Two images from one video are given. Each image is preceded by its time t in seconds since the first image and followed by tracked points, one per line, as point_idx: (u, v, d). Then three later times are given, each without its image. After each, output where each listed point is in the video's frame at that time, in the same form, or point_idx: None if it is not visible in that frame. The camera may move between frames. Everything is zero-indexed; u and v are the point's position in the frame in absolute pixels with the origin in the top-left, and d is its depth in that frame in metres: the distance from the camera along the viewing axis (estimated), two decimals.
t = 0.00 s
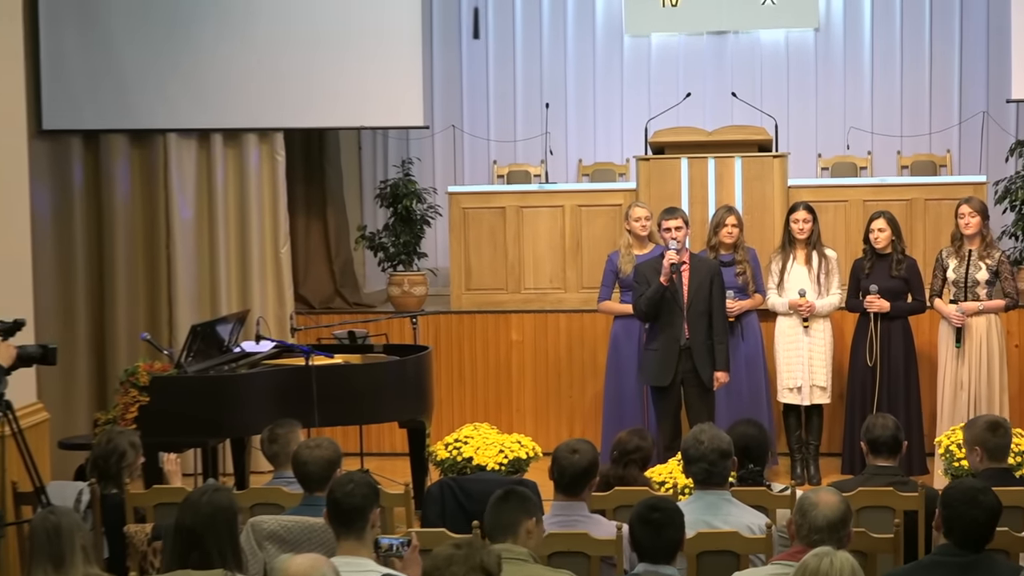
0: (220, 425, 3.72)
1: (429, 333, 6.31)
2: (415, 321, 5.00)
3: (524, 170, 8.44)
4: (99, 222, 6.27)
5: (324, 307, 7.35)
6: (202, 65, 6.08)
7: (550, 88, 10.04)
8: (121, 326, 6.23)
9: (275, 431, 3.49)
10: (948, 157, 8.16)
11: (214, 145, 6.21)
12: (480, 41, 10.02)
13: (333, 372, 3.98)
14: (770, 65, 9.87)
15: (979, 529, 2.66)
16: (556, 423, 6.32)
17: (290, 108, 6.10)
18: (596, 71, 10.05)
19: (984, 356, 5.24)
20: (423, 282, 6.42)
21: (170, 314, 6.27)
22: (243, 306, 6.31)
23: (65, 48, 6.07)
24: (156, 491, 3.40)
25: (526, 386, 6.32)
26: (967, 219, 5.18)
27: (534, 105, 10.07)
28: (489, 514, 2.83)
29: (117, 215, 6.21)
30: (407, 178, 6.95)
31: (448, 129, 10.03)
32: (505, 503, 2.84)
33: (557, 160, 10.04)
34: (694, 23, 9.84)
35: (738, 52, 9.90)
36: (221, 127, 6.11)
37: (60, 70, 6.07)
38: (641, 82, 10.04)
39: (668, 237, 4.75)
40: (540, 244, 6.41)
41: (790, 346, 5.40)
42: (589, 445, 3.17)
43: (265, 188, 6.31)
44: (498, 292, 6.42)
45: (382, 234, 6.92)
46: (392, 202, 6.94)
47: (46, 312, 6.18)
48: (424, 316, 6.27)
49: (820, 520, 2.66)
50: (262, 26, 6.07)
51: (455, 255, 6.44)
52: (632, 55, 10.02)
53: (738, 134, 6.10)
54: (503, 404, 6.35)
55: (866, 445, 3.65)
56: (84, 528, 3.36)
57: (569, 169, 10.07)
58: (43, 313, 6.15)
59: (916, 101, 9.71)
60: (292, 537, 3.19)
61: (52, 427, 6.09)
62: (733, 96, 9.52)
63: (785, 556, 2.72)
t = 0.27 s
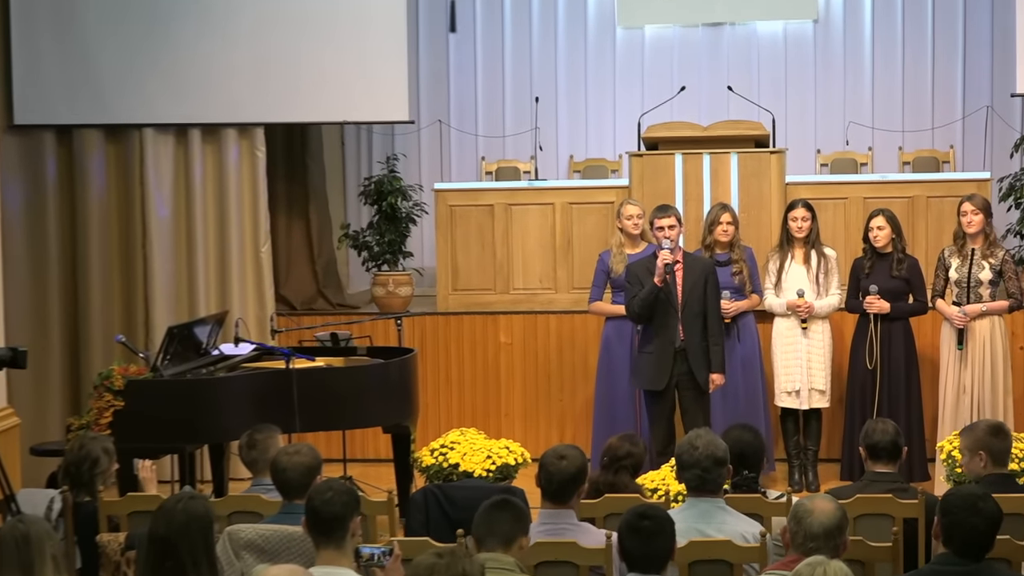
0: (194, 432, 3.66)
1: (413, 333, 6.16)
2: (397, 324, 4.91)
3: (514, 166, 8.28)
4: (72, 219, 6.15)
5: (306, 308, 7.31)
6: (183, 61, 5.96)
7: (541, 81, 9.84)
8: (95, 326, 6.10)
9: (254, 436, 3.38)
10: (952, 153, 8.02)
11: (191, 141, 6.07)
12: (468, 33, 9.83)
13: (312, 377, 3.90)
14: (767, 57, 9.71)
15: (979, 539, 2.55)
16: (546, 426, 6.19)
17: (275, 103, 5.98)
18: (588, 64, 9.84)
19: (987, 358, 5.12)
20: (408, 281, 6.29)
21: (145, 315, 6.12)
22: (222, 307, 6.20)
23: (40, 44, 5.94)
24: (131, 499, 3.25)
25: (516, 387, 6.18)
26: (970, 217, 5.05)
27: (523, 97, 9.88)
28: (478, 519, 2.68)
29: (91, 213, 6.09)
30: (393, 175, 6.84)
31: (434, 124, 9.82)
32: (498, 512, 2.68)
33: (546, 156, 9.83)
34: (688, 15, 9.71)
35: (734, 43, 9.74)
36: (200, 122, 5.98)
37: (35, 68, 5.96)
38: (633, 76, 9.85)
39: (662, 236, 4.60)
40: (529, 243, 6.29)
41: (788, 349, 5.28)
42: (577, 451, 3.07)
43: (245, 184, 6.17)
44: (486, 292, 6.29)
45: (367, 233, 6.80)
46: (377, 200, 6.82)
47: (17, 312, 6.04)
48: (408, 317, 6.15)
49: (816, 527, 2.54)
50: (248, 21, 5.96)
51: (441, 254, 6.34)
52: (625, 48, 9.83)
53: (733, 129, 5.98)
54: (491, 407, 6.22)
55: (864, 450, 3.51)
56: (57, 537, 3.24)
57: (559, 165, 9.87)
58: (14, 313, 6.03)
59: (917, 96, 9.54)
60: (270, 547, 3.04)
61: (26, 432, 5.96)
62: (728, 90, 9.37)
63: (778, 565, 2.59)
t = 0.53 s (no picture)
0: (167, 436, 3.59)
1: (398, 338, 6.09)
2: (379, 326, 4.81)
3: (499, 163, 8.10)
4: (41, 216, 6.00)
5: (283, 308, 7.18)
6: (160, 57, 5.86)
7: (528, 75, 9.56)
8: (65, 327, 5.94)
9: (228, 442, 3.25)
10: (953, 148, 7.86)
11: (165, 135, 5.94)
12: (453, 25, 9.55)
13: (291, 381, 3.79)
14: (761, 49, 9.42)
15: (976, 547, 2.44)
16: (533, 431, 6.09)
17: (258, 97, 5.85)
18: (577, 57, 9.56)
19: (988, 361, 5.01)
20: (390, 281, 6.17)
21: (117, 318, 5.96)
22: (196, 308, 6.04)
23: (9, 42, 5.84)
24: (100, 508, 3.13)
25: (503, 393, 6.08)
26: (971, 215, 4.92)
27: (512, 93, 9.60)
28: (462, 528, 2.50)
29: (61, 211, 5.93)
30: (373, 171, 6.67)
31: (417, 118, 9.56)
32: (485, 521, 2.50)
33: (534, 151, 9.53)
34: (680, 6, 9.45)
35: (728, 35, 9.44)
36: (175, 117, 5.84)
37: (6, 64, 5.85)
38: (622, 67, 9.54)
39: (651, 235, 4.46)
40: (516, 242, 6.16)
41: (784, 351, 5.16)
42: (562, 456, 2.95)
43: (220, 179, 6.02)
44: (472, 292, 6.17)
45: (348, 231, 6.64)
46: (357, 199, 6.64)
47: None
48: (392, 318, 6.04)
49: (808, 535, 2.42)
50: (231, 15, 5.85)
51: (424, 254, 6.18)
52: (614, 39, 9.54)
53: (727, 123, 5.87)
54: (477, 412, 6.11)
55: (861, 457, 3.38)
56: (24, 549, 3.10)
57: (547, 160, 9.57)
58: None
59: (916, 87, 9.28)
60: (245, 557, 2.91)
61: None
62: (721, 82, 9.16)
63: None
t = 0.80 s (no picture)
0: (141, 442, 3.48)
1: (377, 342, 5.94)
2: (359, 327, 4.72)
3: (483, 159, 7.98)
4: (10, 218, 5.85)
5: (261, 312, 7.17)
6: (135, 52, 5.74)
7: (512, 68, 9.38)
8: (33, 330, 5.80)
9: (201, 448, 3.14)
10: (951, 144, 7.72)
11: (137, 130, 5.78)
12: (436, 15, 9.37)
13: (268, 387, 3.71)
14: (755, 41, 9.24)
15: (971, 557, 2.33)
16: (519, 438, 5.94)
17: (240, 92, 5.73)
18: (564, 49, 9.39)
19: (988, 363, 4.90)
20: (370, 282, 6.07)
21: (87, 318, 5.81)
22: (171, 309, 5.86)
23: None
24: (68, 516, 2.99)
25: (489, 398, 5.94)
26: (970, 213, 4.81)
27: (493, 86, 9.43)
28: (435, 535, 2.39)
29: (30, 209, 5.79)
30: (354, 170, 6.51)
31: (399, 113, 9.39)
32: (460, 531, 2.38)
33: (518, 147, 9.39)
34: None
35: (720, 27, 9.27)
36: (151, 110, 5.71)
37: None
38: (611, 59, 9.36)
39: (639, 233, 4.36)
40: (497, 242, 6.07)
41: (778, 354, 5.04)
42: (546, 462, 2.83)
43: (195, 175, 5.85)
44: (453, 293, 6.08)
45: (328, 230, 6.51)
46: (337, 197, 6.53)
47: None
48: (374, 321, 5.91)
49: (798, 543, 2.31)
50: (212, 10, 5.74)
51: (404, 254, 6.10)
52: (603, 31, 9.36)
53: (719, 119, 5.75)
54: (461, 418, 5.97)
55: (855, 463, 3.26)
56: None
57: (532, 155, 9.42)
58: None
59: (914, 81, 9.11)
60: (217, 568, 2.75)
61: None
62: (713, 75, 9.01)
63: None
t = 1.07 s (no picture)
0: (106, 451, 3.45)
1: (352, 343, 5.83)
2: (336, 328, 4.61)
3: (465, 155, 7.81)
4: None
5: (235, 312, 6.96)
6: (109, 47, 5.62)
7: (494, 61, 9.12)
8: None
9: (170, 454, 3.03)
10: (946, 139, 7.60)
11: (105, 126, 5.66)
12: (415, 5, 9.13)
13: (239, 393, 3.62)
14: (745, 32, 9.10)
15: (961, 567, 2.24)
16: (501, 440, 5.84)
17: (220, 86, 5.62)
18: (548, 39, 9.17)
19: (983, 365, 4.79)
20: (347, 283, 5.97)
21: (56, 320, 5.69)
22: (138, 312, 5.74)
23: None
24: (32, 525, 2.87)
25: (470, 400, 5.84)
26: (965, 211, 4.71)
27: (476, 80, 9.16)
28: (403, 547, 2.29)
29: None
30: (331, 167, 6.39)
31: (376, 108, 9.13)
32: (425, 543, 2.27)
33: (501, 143, 9.13)
34: None
35: (709, 18, 9.12)
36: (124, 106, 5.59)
37: None
38: (598, 52, 9.19)
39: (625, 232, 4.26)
40: (481, 242, 5.94)
41: (768, 356, 4.93)
42: (526, 469, 2.70)
43: (165, 175, 5.75)
44: (435, 295, 5.96)
45: (303, 230, 6.37)
46: (314, 195, 6.40)
47: None
48: (347, 324, 5.79)
49: (782, 551, 2.20)
50: (191, 4, 5.62)
51: (383, 256, 5.95)
52: (589, 23, 9.18)
53: (707, 114, 5.64)
54: (441, 422, 5.87)
55: (845, 470, 3.16)
56: None
57: (515, 151, 9.19)
58: None
59: (908, 76, 9.00)
60: None
61: None
62: (702, 69, 8.87)
63: None
